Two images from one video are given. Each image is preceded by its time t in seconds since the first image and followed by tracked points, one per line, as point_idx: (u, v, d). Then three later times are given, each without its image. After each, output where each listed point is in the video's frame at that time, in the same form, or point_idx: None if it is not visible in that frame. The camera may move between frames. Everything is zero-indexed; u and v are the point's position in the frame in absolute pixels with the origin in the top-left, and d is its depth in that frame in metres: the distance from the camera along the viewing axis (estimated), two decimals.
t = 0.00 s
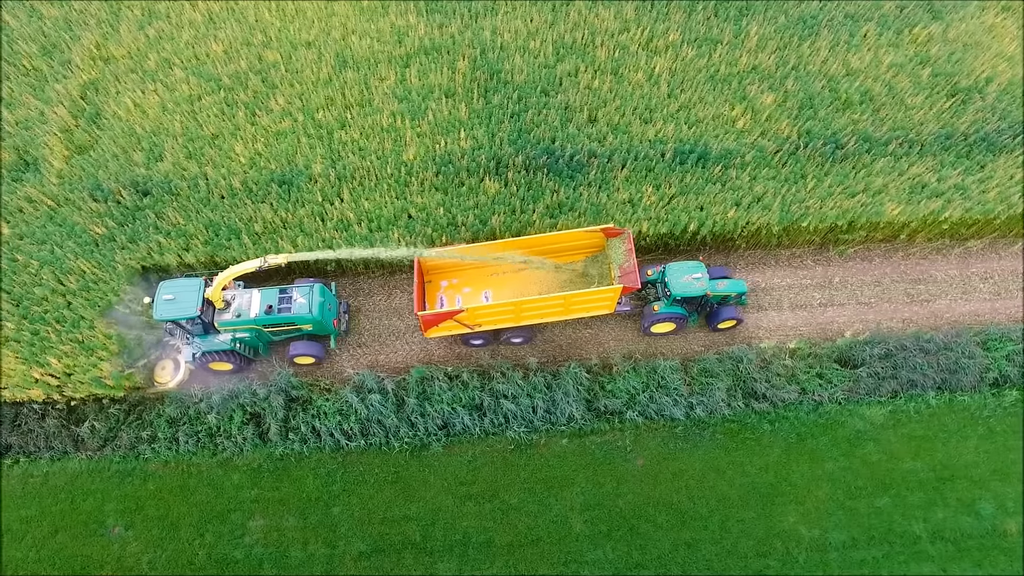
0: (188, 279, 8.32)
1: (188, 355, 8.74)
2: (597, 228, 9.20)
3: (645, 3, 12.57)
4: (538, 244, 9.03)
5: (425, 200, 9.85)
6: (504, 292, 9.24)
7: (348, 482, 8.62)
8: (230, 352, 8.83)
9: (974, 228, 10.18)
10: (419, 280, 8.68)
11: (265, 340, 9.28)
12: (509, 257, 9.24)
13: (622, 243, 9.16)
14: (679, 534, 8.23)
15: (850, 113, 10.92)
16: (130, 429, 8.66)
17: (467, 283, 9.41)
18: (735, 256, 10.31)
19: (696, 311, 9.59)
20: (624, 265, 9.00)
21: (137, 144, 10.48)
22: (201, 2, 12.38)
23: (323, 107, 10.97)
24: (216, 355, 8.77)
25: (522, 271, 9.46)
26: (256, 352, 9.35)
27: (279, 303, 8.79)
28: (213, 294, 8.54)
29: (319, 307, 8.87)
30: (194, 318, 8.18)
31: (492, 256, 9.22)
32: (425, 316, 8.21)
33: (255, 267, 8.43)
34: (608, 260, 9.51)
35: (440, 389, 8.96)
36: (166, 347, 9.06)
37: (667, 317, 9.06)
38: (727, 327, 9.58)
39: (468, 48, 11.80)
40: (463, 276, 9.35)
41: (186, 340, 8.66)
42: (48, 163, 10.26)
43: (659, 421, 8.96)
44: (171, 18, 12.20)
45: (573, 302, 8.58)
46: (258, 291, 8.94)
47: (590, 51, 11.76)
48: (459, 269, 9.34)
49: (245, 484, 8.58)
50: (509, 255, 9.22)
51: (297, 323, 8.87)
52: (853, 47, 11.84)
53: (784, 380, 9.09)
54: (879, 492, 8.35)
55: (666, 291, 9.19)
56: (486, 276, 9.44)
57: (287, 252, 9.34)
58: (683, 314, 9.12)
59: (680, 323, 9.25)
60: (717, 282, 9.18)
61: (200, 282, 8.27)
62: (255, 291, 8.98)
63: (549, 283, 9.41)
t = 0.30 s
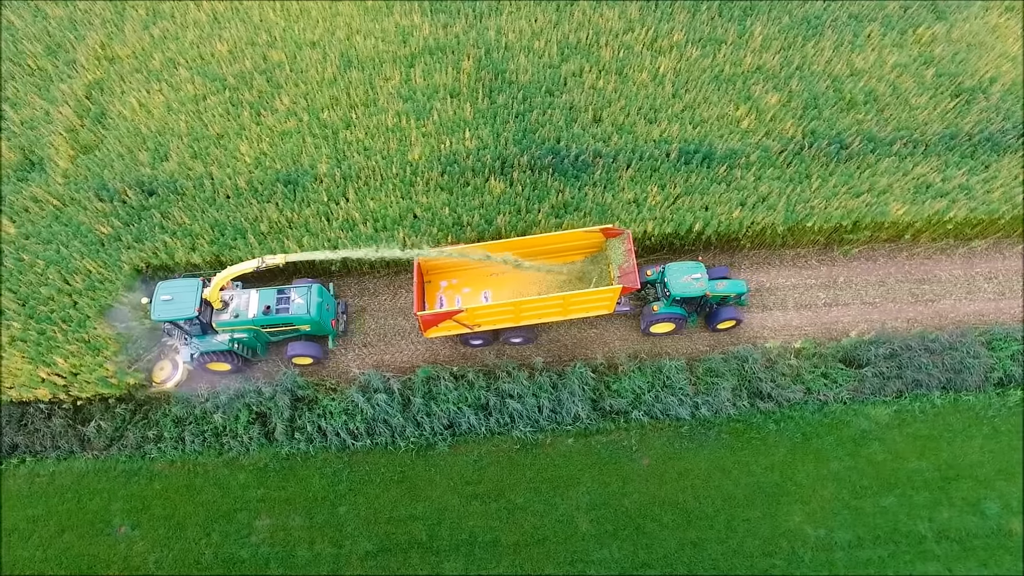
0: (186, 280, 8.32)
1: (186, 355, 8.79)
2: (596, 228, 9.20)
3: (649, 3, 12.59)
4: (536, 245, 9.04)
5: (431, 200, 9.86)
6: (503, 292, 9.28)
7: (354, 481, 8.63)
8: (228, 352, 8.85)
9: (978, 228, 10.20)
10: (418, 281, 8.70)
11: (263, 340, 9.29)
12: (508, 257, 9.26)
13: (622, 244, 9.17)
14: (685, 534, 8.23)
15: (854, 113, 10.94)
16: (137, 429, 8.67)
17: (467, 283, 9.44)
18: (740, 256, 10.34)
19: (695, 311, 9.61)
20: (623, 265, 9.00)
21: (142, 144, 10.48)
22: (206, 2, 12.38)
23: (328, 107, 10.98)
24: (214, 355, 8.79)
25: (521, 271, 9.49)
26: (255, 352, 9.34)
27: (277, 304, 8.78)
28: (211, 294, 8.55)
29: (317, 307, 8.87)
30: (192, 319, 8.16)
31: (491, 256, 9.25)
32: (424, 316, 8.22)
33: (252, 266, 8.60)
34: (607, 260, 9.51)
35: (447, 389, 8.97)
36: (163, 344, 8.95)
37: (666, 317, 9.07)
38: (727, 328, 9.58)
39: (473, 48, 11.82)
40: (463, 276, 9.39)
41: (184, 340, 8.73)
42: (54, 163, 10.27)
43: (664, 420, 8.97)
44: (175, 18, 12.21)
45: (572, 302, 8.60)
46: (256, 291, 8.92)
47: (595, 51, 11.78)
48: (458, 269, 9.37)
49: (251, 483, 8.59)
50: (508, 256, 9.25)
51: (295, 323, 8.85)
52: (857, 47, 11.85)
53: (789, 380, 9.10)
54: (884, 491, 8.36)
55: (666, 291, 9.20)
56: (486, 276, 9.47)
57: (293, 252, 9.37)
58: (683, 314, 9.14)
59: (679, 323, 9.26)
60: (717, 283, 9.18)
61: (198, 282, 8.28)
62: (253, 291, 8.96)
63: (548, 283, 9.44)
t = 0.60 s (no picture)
0: (184, 280, 8.40)
1: (184, 356, 8.90)
2: (597, 227, 9.22)
3: (654, 3, 12.60)
4: (536, 244, 9.06)
5: (436, 200, 9.87)
6: (503, 291, 9.28)
7: (361, 481, 8.64)
8: (226, 353, 8.89)
9: (983, 228, 10.21)
10: (418, 280, 8.70)
11: (262, 340, 9.28)
12: (508, 256, 9.27)
13: (622, 243, 9.19)
14: (692, 533, 8.23)
15: (859, 113, 10.95)
16: (143, 428, 8.68)
17: (467, 282, 9.44)
18: (745, 255, 10.35)
19: (696, 311, 9.62)
20: (623, 264, 9.02)
21: (148, 144, 10.50)
22: (211, 2, 12.39)
23: (333, 107, 10.99)
24: (212, 355, 8.84)
25: (521, 270, 9.50)
26: (253, 353, 9.34)
27: (276, 304, 8.79)
28: (208, 294, 8.53)
29: (315, 307, 8.88)
30: (190, 319, 8.24)
31: (492, 255, 9.26)
32: (425, 316, 8.22)
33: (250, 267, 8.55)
34: (607, 259, 9.52)
35: (453, 388, 8.98)
36: (162, 344, 8.99)
37: (666, 317, 9.06)
38: (726, 328, 9.59)
39: (478, 48, 11.83)
40: (463, 275, 9.39)
41: (183, 340, 8.83)
42: (59, 163, 10.28)
43: (670, 420, 8.98)
44: (180, 17, 12.22)
45: (572, 302, 8.61)
46: (255, 291, 8.93)
47: (599, 51, 11.80)
48: (458, 269, 9.37)
49: (258, 483, 8.60)
50: (508, 255, 9.26)
51: (293, 323, 8.85)
52: (862, 47, 11.87)
53: (795, 379, 9.10)
54: (890, 490, 8.36)
55: (666, 291, 9.20)
56: (486, 275, 9.47)
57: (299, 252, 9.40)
58: (683, 314, 9.14)
59: (679, 323, 9.27)
60: (718, 283, 9.18)
61: (196, 283, 8.34)
62: (251, 291, 8.96)
63: (548, 283, 9.45)
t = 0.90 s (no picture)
0: (182, 279, 8.40)
1: (184, 355, 8.87)
2: (597, 227, 9.21)
3: (658, 3, 12.62)
4: (536, 244, 9.06)
5: (441, 199, 9.88)
6: (503, 291, 9.29)
7: (367, 479, 8.65)
8: (224, 352, 8.89)
9: (987, 227, 10.23)
10: (419, 280, 8.72)
11: (260, 340, 9.26)
12: (508, 256, 9.28)
13: (622, 242, 9.18)
14: (697, 531, 8.23)
15: (863, 112, 10.97)
16: (150, 427, 8.68)
17: (468, 282, 9.46)
18: (750, 254, 10.38)
19: (696, 311, 9.62)
20: (623, 263, 9.01)
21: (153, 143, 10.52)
22: (216, 2, 12.41)
23: (338, 106, 11.00)
24: (210, 355, 8.84)
25: (521, 270, 9.52)
26: (251, 352, 9.33)
27: (273, 303, 8.79)
28: (206, 294, 8.52)
29: (313, 307, 8.88)
30: (187, 318, 8.26)
31: (492, 255, 9.27)
32: (425, 315, 8.23)
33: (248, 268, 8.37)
34: (607, 259, 9.52)
35: (459, 387, 8.98)
36: (161, 345, 8.94)
37: (666, 317, 9.07)
38: (726, 328, 9.60)
39: (482, 48, 11.85)
40: (463, 275, 9.41)
41: (181, 340, 8.82)
42: (65, 162, 10.30)
43: (676, 418, 8.99)
44: (185, 17, 12.23)
45: (573, 301, 8.62)
46: (253, 291, 8.92)
47: (604, 51, 11.82)
48: (459, 268, 9.38)
49: (264, 481, 8.60)
50: (509, 255, 9.28)
51: (291, 323, 8.85)
52: (866, 46, 11.89)
53: (800, 378, 9.11)
54: (896, 489, 8.37)
55: (666, 290, 9.19)
56: (487, 275, 9.48)
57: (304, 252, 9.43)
58: (683, 313, 9.14)
59: (679, 323, 9.28)
60: (717, 282, 9.19)
61: (194, 282, 8.35)
62: (249, 291, 8.95)
63: (549, 282, 9.47)
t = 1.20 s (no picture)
0: (178, 279, 8.42)
1: (179, 355, 8.90)
2: (596, 226, 9.21)
3: (660, 2, 12.64)
4: (534, 244, 9.07)
5: (445, 199, 9.90)
6: (502, 291, 9.30)
7: (370, 478, 8.65)
8: (220, 352, 8.92)
9: (990, 226, 10.25)
10: (418, 279, 8.73)
11: (256, 340, 9.25)
12: (507, 256, 9.29)
13: (621, 242, 9.20)
14: (701, 530, 8.24)
15: (866, 112, 10.99)
16: (154, 426, 8.69)
17: (466, 282, 9.47)
18: (753, 254, 10.40)
19: (694, 310, 9.63)
20: (622, 263, 9.03)
21: (157, 143, 10.53)
22: (219, 1, 12.42)
23: (341, 106, 11.01)
24: (206, 354, 8.88)
25: (519, 269, 9.54)
26: (247, 352, 9.37)
27: (269, 303, 8.77)
28: (201, 294, 8.49)
29: (309, 307, 8.86)
30: (183, 318, 8.27)
31: (491, 255, 9.29)
32: (424, 315, 8.24)
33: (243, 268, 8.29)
34: (607, 258, 9.51)
35: (462, 386, 9.00)
36: (158, 345, 9.01)
37: (665, 316, 9.08)
38: (724, 328, 9.64)
39: (485, 48, 11.88)
40: (462, 275, 9.42)
41: (177, 339, 8.77)
42: (68, 161, 10.31)
43: (679, 417, 9.00)
44: (188, 17, 12.24)
45: (571, 301, 8.63)
46: (248, 291, 8.91)
47: (607, 50, 11.85)
48: (458, 268, 9.39)
49: (268, 481, 8.61)
50: (507, 255, 9.29)
51: (286, 323, 8.84)
52: (868, 46, 11.92)
53: (803, 377, 9.12)
54: (898, 488, 8.38)
55: (664, 290, 9.19)
56: (485, 275, 9.50)
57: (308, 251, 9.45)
58: (682, 312, 9.14)
59: (677, 322, 9.30)
60: (716, 282, 9.21)
61: (189, 282, 8.36)
62: (245, 290, 8.94)
63: (547, 282, 9.48)
